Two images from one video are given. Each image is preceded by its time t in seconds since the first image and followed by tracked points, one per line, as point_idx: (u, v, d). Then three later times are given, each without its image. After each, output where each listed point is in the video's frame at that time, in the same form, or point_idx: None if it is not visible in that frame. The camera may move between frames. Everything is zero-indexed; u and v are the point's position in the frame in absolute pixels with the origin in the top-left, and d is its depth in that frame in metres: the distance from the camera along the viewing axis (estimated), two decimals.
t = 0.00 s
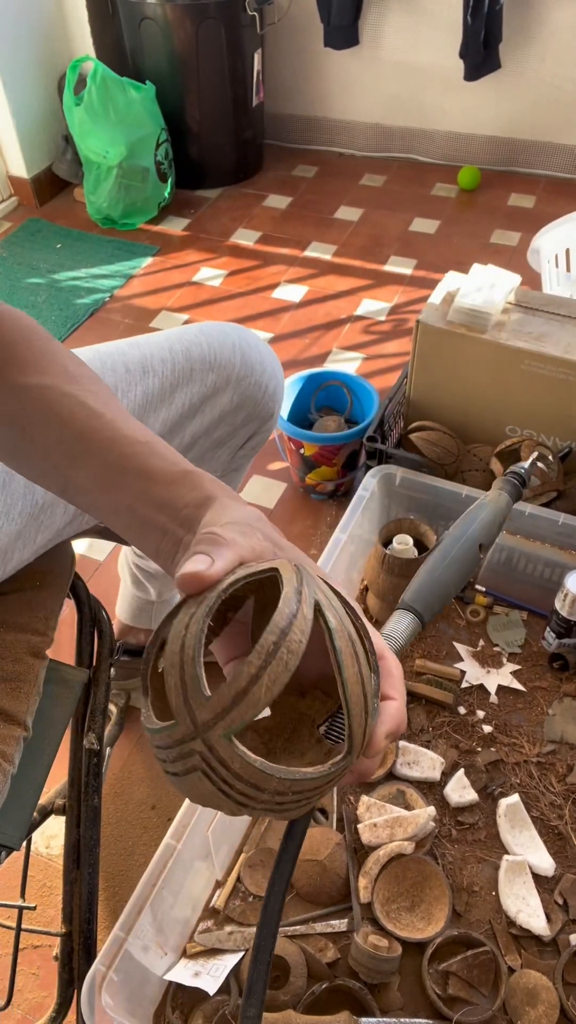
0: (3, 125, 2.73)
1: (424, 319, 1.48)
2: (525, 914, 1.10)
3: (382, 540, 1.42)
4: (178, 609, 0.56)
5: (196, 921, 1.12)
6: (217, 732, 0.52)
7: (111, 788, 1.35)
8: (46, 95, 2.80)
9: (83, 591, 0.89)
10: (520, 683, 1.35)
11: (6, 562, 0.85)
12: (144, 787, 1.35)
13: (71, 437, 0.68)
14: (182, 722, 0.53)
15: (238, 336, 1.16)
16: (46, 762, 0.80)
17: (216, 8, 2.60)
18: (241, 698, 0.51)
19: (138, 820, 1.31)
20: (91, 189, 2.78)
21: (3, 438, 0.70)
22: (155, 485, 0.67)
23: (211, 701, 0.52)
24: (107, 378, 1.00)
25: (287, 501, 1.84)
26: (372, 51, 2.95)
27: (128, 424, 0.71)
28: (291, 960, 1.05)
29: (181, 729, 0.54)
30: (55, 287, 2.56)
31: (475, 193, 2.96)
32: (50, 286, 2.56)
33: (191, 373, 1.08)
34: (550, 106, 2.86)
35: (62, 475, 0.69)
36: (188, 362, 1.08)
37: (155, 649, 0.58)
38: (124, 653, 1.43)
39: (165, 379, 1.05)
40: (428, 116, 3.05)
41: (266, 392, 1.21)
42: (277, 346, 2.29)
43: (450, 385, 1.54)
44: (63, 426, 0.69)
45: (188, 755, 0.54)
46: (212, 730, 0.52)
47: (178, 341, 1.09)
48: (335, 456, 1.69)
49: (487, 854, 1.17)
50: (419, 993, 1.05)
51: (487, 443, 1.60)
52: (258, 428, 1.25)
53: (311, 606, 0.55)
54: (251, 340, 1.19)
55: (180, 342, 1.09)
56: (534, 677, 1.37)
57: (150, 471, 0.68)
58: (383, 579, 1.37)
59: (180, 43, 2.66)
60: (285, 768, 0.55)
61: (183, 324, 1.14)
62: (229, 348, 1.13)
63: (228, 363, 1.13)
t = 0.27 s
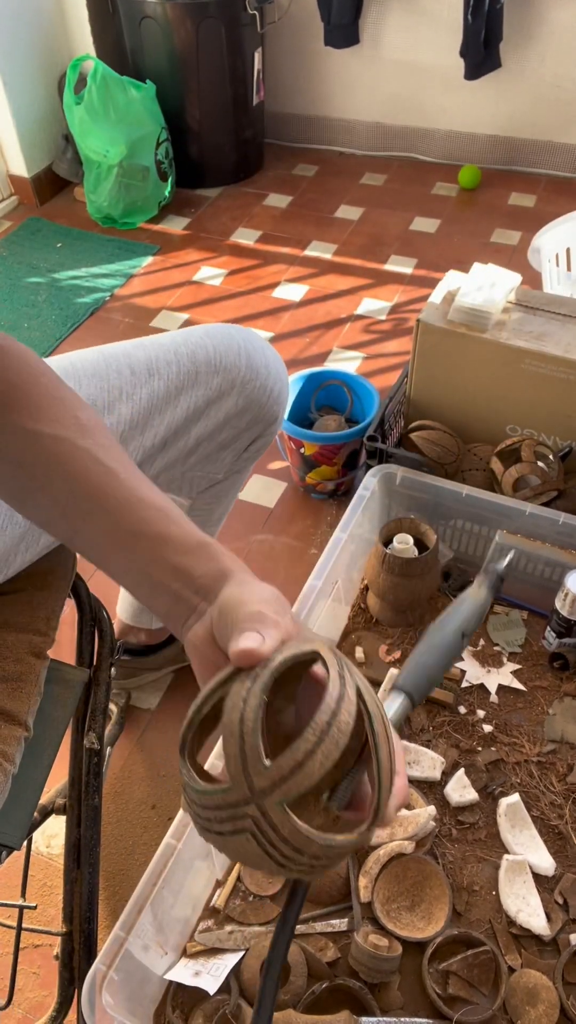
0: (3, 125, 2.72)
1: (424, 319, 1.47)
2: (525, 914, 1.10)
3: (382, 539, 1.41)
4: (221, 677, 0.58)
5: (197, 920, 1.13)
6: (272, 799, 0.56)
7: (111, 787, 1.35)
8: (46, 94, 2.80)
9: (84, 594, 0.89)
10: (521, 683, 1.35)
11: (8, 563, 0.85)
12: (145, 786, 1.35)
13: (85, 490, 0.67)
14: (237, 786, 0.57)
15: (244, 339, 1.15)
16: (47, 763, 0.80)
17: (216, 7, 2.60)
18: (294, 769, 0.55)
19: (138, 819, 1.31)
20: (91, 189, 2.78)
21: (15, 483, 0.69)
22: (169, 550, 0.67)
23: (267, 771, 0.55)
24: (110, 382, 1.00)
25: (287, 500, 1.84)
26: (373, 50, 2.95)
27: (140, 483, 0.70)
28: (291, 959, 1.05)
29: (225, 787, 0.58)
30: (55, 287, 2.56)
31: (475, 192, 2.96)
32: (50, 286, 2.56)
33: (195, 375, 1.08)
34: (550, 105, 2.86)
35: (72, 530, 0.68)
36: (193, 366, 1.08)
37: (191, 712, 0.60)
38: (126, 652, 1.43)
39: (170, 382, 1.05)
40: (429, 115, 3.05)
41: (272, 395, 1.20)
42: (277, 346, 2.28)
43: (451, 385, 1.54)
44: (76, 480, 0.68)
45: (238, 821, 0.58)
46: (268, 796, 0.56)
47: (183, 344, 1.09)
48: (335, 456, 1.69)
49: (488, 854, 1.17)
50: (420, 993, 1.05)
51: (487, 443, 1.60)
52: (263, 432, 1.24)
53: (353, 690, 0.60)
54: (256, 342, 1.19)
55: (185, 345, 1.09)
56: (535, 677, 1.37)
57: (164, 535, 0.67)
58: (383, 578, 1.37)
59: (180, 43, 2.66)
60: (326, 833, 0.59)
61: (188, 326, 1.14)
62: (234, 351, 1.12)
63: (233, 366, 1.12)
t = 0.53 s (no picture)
0: (4, 126, 2.73)
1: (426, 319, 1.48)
2: (527, 912, 1.10)
3: (383, 539, 1.41)
4: (293, 790, 0.56)
5: (199, 919, 1.13)
6: (359, 908, 0.52)
7: (113, 786, 1.36)
8: (48, 95, 2.80)
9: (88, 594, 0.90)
10: (522, 682, 1.36)
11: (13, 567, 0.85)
12: (147, 786, 1.35)
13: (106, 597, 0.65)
14: (319, 898, 0.53)
15: (259, 354, 1.16)
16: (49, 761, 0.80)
17: (217, 7, 2.60)
18: (380, 882, 0.53)
19: (140, 818, 1.32)
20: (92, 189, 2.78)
21: (33, 568, 0.66)
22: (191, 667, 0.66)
23: (354, 884, 0.53)
24: (123, 394, 1.01)
25: (288, 500, 1.84)
26: (374, 51, 2.95)
27: (161, 592, 0.68)
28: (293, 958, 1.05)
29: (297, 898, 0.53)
30: (56, 287, 2.56)
31: (476, 192, 2.96)
32: (51, 286, 2.56)
33: (209, 390, 1.08)
34: (551, 105, 2.86)
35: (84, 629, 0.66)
36: (207, 380, 1.08)
37: (250, 830, 0.55)
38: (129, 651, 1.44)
39: (183, 396, 1.06)
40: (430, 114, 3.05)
41: (286, 410, 1.19)
42: (279, 346, 2.28)
43: (453, 385, 1.55)
44: (98, 585, 0.65)
45: (317, 932, 0.53)
46: (353, 905, 0.53)
47: (198, 358, 1.09)
48: (336, 456, 1.70)
49: (489, 853, 1.18)
50: (421, 992, 1.05)
51: (488, 443, 1.60)
52: (276, 447, 1.23)
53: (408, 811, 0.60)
54: (271, 357, 1.19)
55: (199, 359, 1.10)
56: (536, 676, 1.37)
57: (186, 653, 0.66)
58: (385, 578, 1.37)
59: (181, 43, 2.66)
60: (386, 943, 0.57)
61: (205, 340, 1.15)
62: (249, 366, 1.13)
63: (248, 380, 1.12)
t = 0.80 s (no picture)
0: (4, 125, 2.72)
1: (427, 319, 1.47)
2: (528, 914, 1.10)
3: (384, 539, 1.41)
4: (329, 887, 0.57)
5: (199, 920, 1.13)
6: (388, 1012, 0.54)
7: (113, 786, 1.35)
8: (48, 94, 2.80)
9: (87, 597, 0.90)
10: (523, 682, 1.35)
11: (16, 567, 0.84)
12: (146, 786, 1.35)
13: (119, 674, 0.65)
14: (355, 999, 0.55)
15: (265, 368, 1.13)
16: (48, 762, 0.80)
17: (218, 5, 2.59)
18: (411, 987, 0.56)
19: (140, 818, 1.31)
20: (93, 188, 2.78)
21: (42, 635, 0.66)
22: (200, 748, 0.66)
23: (388, 986, 0.55)
24: (126, 402, 1.01)
25: (289, 500, 1.84)
26: (375, 50, 2.95)
27: (166, 663, 0.68)
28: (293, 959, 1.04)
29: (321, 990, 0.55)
30: (56, 286, 2.55)
31: (477, 192, 2.95)
32: (51, 285, 2.55)
33: (212, 402, 1.07)
34: (552, 103, 2.86)
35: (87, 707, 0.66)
36: (211, 393, 1.07)
37: (284, 922, 0.57)
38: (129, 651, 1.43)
39: (186, 407, 1.05)
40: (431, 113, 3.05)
41: (292, 425, 1.16)
42: (279, 346, 2.28)
43: (454, 385, 1.54)
44: (112, 662, 0.65)
45: None
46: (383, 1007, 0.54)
47: (202, 369, 1.08)
48: (337, 456, 1.69)
49: (490, 853, 1.17)
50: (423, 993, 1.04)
51: (490, 443, 1.60)
52: (281, 462, 1.20)
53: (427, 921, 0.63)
54: (276, 367, 1.16)
55: (204, 369, 1.08)
56: (537, 676, 1.36)
57: (196, 734, 0.66)
58: (386, 577, 1.37)
59: (181, 42, 2.66)
60: None
61: (213, 350, 1.13)
62: (255, 378, 1.10)
63: (253, 396, 1.10)
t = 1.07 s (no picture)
0: (5, 125, 2.72)
1: (426, 319, 1.47)
2: (527, 915, 1.10)
3: (384, 539, 1.41)
4: (367, 905, 0.63)
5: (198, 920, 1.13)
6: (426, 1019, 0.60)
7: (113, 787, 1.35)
8: (48, 94, 2.80)
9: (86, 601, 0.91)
10: (522, 683, 1.35)
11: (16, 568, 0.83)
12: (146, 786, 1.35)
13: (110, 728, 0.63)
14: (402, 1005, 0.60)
15: (263, 365, 1.14)
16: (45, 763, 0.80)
17: (218, 5, 2.59)
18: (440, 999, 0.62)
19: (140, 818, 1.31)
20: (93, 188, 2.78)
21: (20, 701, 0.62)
22: (193, 790, 0.67)
23: (426, 994, 0.61)
24: (124, 401, 1.00)
25: (289, 501, 1.84)
26: (376, 50, 2.95)
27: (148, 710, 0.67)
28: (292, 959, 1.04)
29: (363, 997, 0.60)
30: (56, 286, 2.55)
31: (477, 192, 2.95)
32: (51, 285, 2.55)
33: (211, 399, 1.07)
34: (552, 103, 2.86)
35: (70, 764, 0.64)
36: (209, 390, 1.07)
37: (330, 937, 0.61)
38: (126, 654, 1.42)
39: (184, 405, 1.04)
40: (431, 113, 3.05)
41: (289, 423, 1.18)
42: (279, 346, 2.28)
43: (454, 386, 1.54)
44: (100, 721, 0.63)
45: None
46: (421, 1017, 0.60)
47: (201, 367, 1.08)
48: (336, 456, 1.69)
49: (490, 854, 1.17)
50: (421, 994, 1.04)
51: (489, 443, 1.60)
52: (278, 458, 1.22)
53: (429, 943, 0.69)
54: (274, 366, 1.17)
55: (203, 368, 1.08)
56: (537, 677, 1.36)
57: (188, 776, 0.67)
58: (385, 578, 1.37)
59: (182, 42, 2.66)
60: None
61: (209, 349, 1.13)
62: (253, 376, 1.11)
63: (251, 392, 1.11)
